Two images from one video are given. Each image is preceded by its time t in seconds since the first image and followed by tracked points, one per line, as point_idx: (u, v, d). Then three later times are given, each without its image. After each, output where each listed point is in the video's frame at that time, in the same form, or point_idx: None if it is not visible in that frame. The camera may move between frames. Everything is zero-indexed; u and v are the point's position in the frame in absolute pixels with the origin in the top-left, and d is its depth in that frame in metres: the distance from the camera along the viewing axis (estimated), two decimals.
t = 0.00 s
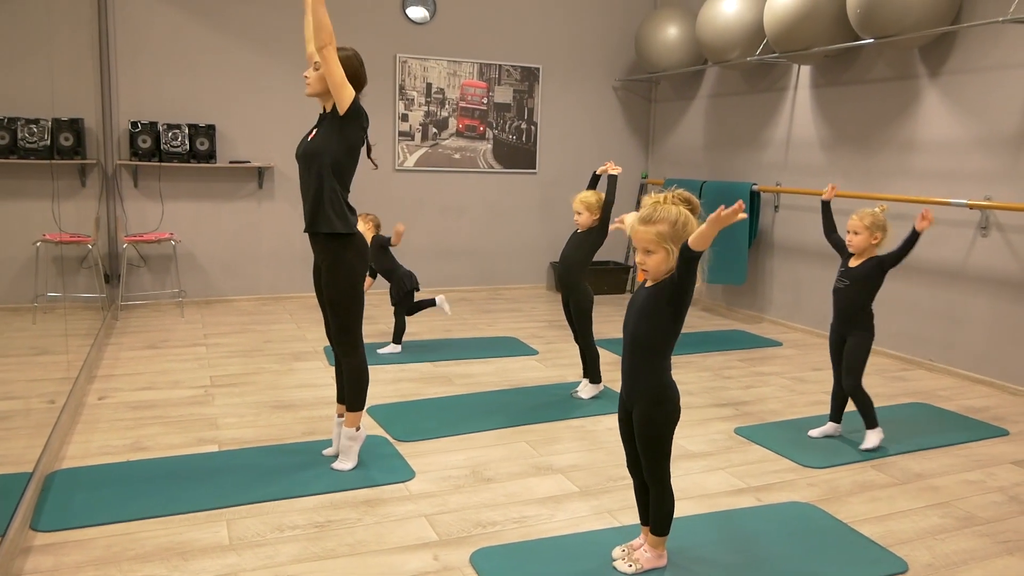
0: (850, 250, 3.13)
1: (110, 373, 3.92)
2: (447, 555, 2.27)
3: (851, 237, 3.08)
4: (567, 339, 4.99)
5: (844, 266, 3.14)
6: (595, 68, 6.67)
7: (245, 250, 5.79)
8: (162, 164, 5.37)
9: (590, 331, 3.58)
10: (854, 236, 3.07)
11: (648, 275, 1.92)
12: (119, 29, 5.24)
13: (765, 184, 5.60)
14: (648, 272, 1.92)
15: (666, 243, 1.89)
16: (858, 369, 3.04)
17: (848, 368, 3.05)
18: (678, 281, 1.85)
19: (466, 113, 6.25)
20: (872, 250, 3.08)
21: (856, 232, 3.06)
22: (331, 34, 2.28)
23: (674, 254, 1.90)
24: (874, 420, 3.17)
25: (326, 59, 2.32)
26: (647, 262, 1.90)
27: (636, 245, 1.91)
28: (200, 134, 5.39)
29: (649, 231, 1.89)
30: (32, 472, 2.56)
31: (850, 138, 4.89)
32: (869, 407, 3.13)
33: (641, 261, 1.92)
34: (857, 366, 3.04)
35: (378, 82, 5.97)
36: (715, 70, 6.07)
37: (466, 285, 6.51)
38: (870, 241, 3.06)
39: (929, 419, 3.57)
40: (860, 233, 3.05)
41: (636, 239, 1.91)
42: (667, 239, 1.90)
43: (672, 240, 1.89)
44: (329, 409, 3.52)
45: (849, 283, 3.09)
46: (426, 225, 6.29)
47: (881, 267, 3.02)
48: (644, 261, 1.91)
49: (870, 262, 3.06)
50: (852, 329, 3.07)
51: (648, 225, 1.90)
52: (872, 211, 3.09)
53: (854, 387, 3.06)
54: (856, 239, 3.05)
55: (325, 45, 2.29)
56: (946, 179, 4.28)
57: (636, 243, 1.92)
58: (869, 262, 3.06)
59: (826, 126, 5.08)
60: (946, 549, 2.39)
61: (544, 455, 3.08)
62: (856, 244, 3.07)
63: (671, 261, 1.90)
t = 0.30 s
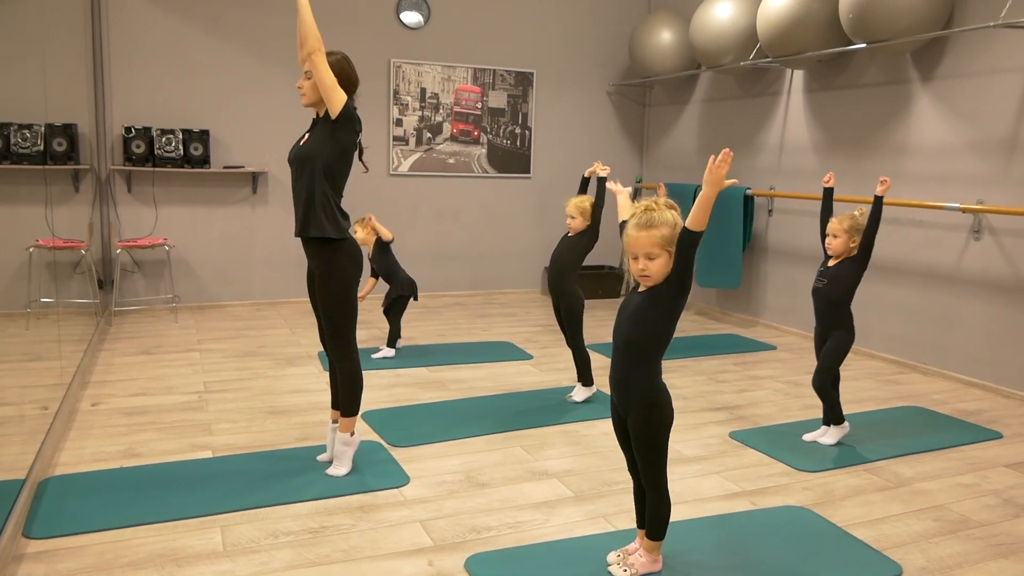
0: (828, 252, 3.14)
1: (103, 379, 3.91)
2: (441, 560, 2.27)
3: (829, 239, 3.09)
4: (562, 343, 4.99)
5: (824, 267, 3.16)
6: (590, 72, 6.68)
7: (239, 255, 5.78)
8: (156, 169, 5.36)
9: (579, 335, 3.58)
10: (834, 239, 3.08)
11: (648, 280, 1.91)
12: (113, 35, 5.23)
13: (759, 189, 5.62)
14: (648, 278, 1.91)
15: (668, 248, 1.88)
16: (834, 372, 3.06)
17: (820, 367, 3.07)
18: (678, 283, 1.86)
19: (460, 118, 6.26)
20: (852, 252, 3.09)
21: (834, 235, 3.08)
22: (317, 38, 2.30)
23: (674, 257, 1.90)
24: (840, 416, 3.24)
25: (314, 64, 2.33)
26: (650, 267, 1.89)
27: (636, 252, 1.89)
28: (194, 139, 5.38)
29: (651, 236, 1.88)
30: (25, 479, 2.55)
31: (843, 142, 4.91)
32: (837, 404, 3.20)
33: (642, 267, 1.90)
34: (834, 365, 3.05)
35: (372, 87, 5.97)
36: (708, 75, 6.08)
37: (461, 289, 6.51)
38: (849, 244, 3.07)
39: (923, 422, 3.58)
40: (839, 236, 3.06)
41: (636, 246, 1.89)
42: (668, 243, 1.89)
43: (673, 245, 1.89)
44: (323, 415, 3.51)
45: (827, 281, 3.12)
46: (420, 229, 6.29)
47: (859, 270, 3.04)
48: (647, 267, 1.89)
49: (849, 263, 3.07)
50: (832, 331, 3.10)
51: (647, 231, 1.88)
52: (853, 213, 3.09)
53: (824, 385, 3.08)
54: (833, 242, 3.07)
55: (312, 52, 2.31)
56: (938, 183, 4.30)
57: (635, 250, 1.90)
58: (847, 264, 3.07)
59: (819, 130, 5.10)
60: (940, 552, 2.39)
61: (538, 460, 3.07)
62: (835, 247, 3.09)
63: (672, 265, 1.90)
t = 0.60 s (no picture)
0: (817, 244, 3.14)
1: (100, 382, 3.91)
2: (438, 562, 2.27)
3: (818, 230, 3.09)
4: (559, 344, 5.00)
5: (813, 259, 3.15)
6: (585, 73, 6.68)
7: (236, 257, 5.78)
8: (152, 172, 5.35)
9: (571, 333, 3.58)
10: (821, 231, 3.08)
11: (646, 280, 1.91)
12: (108, 37, 5.23)
13: (755, 188, 5.63)
14: (645, 279, 1.91)
15: (663, 247, 1.89)
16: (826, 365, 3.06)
17: (812, 361, 3.07)
18: (677, 282, 1.89)
19: (455, 119, 6.26)
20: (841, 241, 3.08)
21: (822, 227, 3.07)
22: (306, 41, 2.27)
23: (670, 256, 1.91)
24: (833, 412, 3.25)
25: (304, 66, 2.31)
26: (648, 267, 1.89)
27: (631, 254, 1.90)
28: (190, 142, 5.38)
29: (645, 236, 1.89)
30: (21, 482, 2.55)
31: (838, 142, 4.92)
32: (829, 400, 3.21)
33: (640, 268, 1.90)
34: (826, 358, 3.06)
35: (368, 88, 5.97)
36: (704, 75, 6.09)
37: (459, 290, 6.51)
38: (838, 236, 3.07)
39: (919, 421, 3.59)
40: (826, 228, 3.06)
41: (631, 248, 1.89)
42: (662, 242, 1.90)
43: (667, 243, 1.90)
44: (320, 417, 3.51)
45: (814, 273, 3.12)
46: (417, 230, 6.29)
47: (845, 262, 3.04)
48: (643, 268, 1.89)
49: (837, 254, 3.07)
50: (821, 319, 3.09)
51: (639, 231, 1.88)
52: (842, 205, 3.08)
53: (817, 377, 3.09)
54: (821, 235, 3.06)
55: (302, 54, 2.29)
56: (934, 182, 4.30)
57: (630, 252, 1.90)
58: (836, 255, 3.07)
59: (814, 130, 5.11)
60: (936, 550, 2.40)
61: (535, 461, 3.08)
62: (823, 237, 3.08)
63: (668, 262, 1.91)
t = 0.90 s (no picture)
0: (810, 243, 3.15)
1: (94, 386, 3.89)
2: (434, 565, 2.26)
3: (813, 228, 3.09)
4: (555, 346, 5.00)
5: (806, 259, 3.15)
6: (580, 75, 6.69)
7: (231, 260, 5.76)
8: (146, 175, 5.34)
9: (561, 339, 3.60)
10: (814, 231, 3.09)
11: (652, 281, 1.90)
12: (102, 40, 5.22)
13: (749, 190, 5.64)
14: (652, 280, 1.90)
15: (667, 246, 1.90)
16: (816, 362, 3.09)
17: (804, 360, 3.09)
18: (677, 282, 1.90)
19: (451, 121, 6.26)
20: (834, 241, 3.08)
21: (815, 227, 3.08)
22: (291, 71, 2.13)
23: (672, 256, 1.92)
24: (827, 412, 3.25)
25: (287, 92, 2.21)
26: (655, 266, 1.88)
27: (638, 256, 1.88)
28: (184, 145, 5.36)
29: (651, 236, 1.88)
30: (15, 486, 2.54)
31: (832, 144, 4.93)
32: (823, 400, 3.21)
33: (647, 268, 1.88)
34: (818, 355, 3.08)
35: (362, 91, 5.97)
36: (698, 77, 6.10)
37: (454, 293, 6.50)
38: (830, 236, 3.08)
39: (914, 422, 3.60)
40: (819, 228, 3.06)
41: (639, 249, 1.87)
42: (665, 241, 1.90)
43: (668, 242, 1.91)
44: (316, 420, 3.50)
45: (805, 272, 3.13)
46: (413, 233, 6.29)
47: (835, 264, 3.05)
48: (651, 268, 1.88)
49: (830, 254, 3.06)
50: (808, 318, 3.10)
51: (643, 232, 1.87)
52: (835, 205, 3.08)
53: (810, 376, 3.10)
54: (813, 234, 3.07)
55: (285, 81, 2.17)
56: (928, 183, 4.32)
57: (638, 252, 1.88)
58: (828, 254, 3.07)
59: (809, 131, 5.12)
60: (931, 551, 2.40)
61: (530, 463, 3.07)
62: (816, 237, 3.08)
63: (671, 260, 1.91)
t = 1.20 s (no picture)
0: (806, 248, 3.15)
1: (92, 387, 3.89)
2: (432, 567, 2.26)
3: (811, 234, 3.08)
4: (553, 348, 5.00)
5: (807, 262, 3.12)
6: (579, 77, 6.70)
7: (230, 261, 5.77)
8: (146, 176, 5.34)
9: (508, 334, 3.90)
10: (812, 236, 3.08)
11: (657, 278, 1.89)
12: (101, 41, 5.22)
13: (748, 193, 5.64)
14: (656, 277, 1.89)
15: (672, 246, 1.90)
16: (813, 365, 3.07)
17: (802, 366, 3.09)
18: (679, 285, 1.90)
19: (449, 123, 6.26)
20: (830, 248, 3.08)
21: (814, 232, 3.08)
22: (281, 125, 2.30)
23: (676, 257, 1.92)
24: (829, 417, 3.24)
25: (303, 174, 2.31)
26: (660, 264, 1.88)
27: (643, 251, 1.88)
28: (184, 146, 5.36)
29: (657, 233, 1.89)
30: (13, 487, 2.54)
31: (831, 146, 4.93)
32: (824, 405, 3.21)
33: (651, 265, 1.88)
34: (815, 355, 3.07)
35: (361, 93, 5.98)
36: (697, 80, 6.11)
37: (453, 294, 6.51)
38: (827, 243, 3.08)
39: (913, 425, 3.59)
40: (817, 233, 3.06)
41: (645, 244, 1.88)
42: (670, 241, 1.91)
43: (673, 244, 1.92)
44: (314, 422, 3.51)
45: (798, 277, 3.13)
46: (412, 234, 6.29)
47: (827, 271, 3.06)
48: (656, 264, 1.88)
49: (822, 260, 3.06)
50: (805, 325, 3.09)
51: (652, 228, 1.89)
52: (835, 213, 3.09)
53: (809, 379, 3.10)
54: (812, 239, 3.06)
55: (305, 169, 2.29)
56: (927, 186, 4.32)
57: (644, 247, 1.88)
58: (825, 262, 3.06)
59: (808, 134, 5.12)
60: (929, 554, 2.40)
61: (528, 465, 3.07)
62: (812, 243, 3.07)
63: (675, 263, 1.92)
